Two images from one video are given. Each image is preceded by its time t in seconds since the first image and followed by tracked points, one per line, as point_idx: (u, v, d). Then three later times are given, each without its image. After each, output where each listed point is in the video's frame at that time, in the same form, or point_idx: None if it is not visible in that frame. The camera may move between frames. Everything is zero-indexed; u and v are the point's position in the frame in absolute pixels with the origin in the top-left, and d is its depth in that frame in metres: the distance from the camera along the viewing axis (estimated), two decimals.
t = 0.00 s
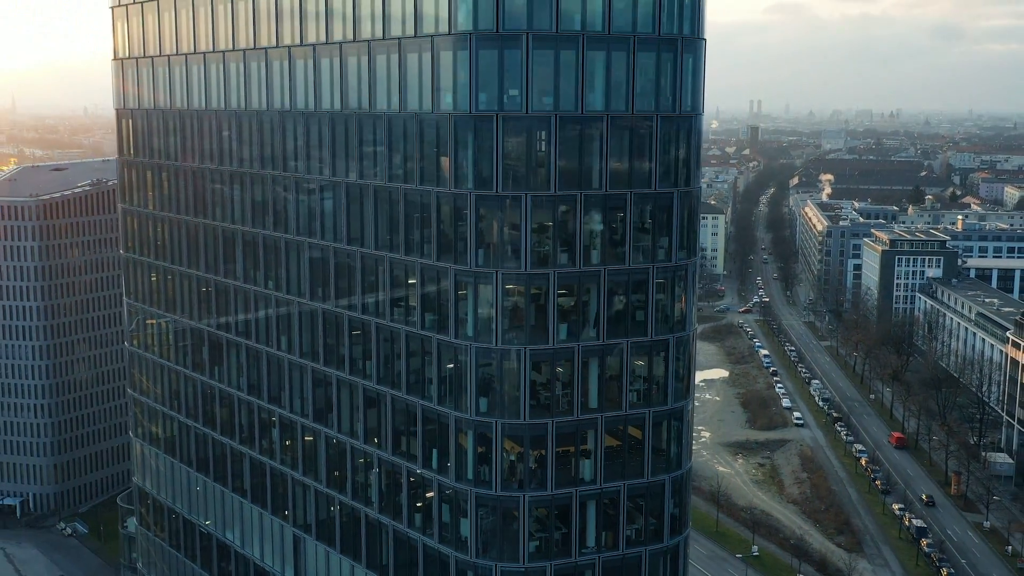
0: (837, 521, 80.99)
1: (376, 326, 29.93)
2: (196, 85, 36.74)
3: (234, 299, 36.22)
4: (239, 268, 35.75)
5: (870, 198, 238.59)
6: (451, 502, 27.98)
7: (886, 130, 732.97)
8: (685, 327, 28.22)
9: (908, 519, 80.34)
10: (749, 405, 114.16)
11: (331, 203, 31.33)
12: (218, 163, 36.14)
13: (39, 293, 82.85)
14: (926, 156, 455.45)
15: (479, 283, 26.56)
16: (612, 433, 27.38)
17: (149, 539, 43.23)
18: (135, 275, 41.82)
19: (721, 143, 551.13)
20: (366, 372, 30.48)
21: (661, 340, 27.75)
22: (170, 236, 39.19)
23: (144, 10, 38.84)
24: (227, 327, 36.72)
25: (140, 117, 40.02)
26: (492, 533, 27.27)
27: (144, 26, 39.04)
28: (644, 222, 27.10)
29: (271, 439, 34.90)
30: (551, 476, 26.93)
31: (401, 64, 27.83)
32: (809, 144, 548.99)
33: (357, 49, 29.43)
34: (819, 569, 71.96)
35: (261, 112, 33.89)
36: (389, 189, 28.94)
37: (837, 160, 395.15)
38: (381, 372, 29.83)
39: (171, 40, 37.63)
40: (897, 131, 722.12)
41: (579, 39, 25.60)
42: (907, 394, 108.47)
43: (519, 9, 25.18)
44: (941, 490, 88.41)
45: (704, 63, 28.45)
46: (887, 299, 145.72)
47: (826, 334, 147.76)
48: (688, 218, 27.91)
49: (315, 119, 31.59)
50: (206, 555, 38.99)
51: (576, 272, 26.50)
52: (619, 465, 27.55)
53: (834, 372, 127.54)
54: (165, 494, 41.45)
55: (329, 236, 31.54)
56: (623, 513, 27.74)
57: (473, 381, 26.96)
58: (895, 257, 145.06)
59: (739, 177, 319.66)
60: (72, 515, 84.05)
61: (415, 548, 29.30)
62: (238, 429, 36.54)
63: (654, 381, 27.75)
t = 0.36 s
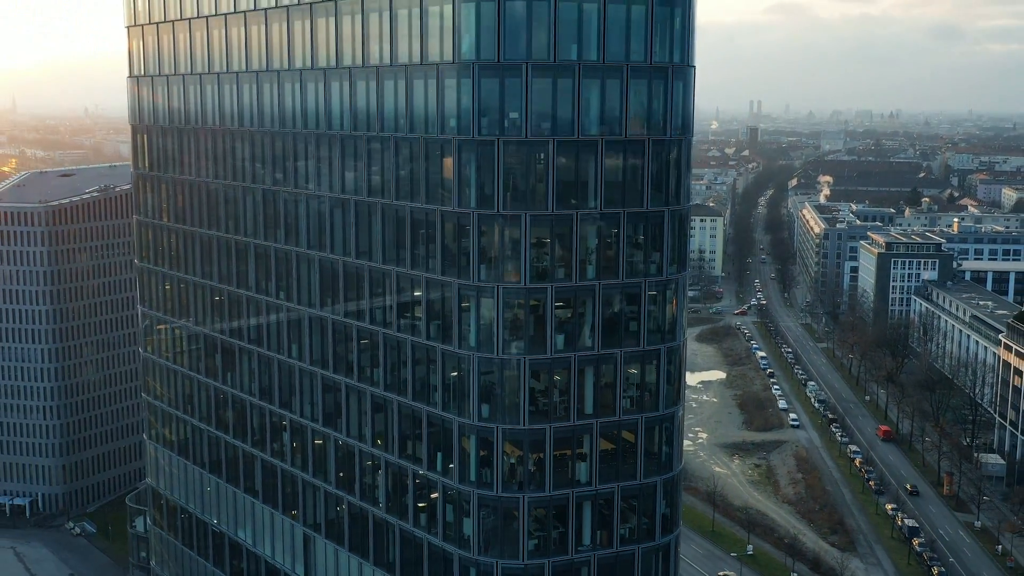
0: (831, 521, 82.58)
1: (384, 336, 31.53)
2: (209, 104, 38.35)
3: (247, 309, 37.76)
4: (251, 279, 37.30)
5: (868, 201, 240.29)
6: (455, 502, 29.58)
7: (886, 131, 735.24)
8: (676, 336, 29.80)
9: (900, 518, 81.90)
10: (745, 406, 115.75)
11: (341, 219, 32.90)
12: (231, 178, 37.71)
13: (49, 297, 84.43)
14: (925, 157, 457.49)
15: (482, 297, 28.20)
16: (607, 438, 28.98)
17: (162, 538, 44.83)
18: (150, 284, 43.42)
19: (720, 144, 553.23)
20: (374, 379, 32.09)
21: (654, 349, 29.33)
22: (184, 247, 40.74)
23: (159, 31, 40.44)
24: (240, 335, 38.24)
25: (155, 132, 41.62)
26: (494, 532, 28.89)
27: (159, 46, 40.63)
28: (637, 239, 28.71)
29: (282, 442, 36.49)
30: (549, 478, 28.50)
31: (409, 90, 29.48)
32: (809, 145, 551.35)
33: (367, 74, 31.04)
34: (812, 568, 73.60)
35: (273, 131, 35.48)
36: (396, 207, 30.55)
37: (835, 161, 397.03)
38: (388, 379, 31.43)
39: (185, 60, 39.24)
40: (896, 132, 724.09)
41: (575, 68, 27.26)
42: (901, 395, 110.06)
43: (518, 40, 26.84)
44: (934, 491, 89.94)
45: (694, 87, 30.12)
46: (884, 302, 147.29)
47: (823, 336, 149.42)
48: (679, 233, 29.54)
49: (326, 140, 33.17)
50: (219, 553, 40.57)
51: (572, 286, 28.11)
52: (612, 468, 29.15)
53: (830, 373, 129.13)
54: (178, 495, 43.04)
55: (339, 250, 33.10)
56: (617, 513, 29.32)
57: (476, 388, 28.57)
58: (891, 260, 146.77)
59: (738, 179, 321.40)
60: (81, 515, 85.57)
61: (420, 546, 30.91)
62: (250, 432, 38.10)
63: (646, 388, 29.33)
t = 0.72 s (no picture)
0: (825, 520, 84.20)
1: (390, 345, 33.16)
2: (221, 121, 39.94)
3: (258, 317, 39.37)
4: (262, 290, 38.91)
5: (866, 203, 241.89)
6: (458, 502, 31.23)
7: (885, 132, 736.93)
8: (667, 346, 31.44)
9: (893, 518, 83.46)
10: (742, 407, 117.39)
11: (349, 233, 34.52)
12: (243, 193, 39.32)
13: (57, 301, 85.98)
14: (924, 158, 459.29)
15: (483, 308, 29.86)
16: (602, 442, 30.60)
17: (174, 537, 46.45)
18: (164, 293, 45.01)
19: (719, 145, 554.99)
20: (380, 386, 33.72)
21: (646, 358, 30.96)
22: (197, 257, 42.36)
23: (173, 50, 42.04)
24: (251, 343, 39.85)
25: (168, 146, 43.22)
26: (495, 531, 30.52)
27: (173, 64, 42.22)
28: (630, 253, 30.34)
29: (292, 445, 38.11)
30: (547, 480, 30.14)
31: (415, 113, 31.12)
32: (807, 146, 553.18)
33: (374, 97, 32.66)
34: (805, 566, 75.21)
35: (283, 148, 37.08)
36: (402, 223, 32.19)
37: (834, 162, 398.82)
38: (395, 386, 33.05)
39: (198, 78, 40.84)
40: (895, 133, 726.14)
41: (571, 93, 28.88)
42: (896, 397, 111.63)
43: (518, 67, 28.48)
44: (927, 491, 91.50)
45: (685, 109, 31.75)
46: (880, 304, 148.97)
47: (819, 338, 151.03)
48: (670, 248, 31.19)
49: (335, 158, 34.77)
50: (230, 551, 42.20)
51: (569, 298, 29.74)
52: (607, 470, 30.77)
53: (826, 375, 130.79)
54: (190, 495, 44.65)
55: (347, 262, 34.71)
56: (612, 513, 30.95)
57: (478, 395, 30.23)
58: (887, 263, 148.68)
59: (737, 180, 323.10)
60: (88, 514, 87.17)
61: (425, 544, 32.55)
62: (261, 436, 39.72)
63: (640, 395, 30.97)
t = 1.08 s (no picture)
0: (819, 520, 85.81)
1: (396, 353, 34.81)
2: (233, 137, 41.60)
3: (268, 326, 40.99)
4: (273, 299, 40.52)
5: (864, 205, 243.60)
6: (461, 502, 32.90)
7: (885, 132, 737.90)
8: (659, 354, 33.08)
9: (886, 518, 85.04)
10: (739, 409, 119.01)
11: (357, 246, 36.13)
12: (254, 205, 40.95)
13: (65, 305, 87.57)
14: (923, 159, 461.27)
15: (485, 319, 31.54)
16: (597, 445, 32.27)
17: (186, 536, 48.08)
18: (177, 301, 46.63)
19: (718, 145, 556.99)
20: (387, 392, 35.37)
21: (639, 365, 32.62)
22: (209, 267, 43.98)
23: (186, 68, 43.69)
24: (262, 349, 41.45)
25: (181, 160, 44.84)
26: (497, 529, 32.18)
27: (186, 81, 43.83)
28: (624, 266, 31.97)
29: (302, 448, 39.73)
30: (545, 481, 31.81)
31: (420, 133, 32.75)
32: (807, 147, 554.73)
33: (382, 117, 34.30)
34: (799, 565, 76.86)
35: (293, 164, 38.71)
36: (408, 238, 33.82)
37: (832, 164, 400.70)
38: (400, 392, 34.72)
39: (210, 96, 42.49)
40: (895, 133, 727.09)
41: (567, 116, 30.55)
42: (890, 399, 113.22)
43: (517, 92, 30.17)
44: (920, 491, 93.09)
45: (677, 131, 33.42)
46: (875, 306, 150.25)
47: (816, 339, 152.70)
48: (662, 261, 32.83)
49: (344, 174, 36.40)
50: (241, 550, 43.83)
51: (566, 309, 31.41)
52: (602, 472, 32.43)
53: (822, 376, 132.41)
54: (202, 495, 46.29)
55: (355, 274, 36.34)
56: (607, 513, 32.61)
57: (480, 401, 31.90)
58: (883, 265, 149.89)
59: (736, 181, 324.82)
60: (96, 514, 88.85)
61: (430, 542, 34.21)
62: (271, 439, 41.35)
63: (633, 400, 32.63)
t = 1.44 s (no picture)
0: (814, 519, 87.47)
1: (402, 360, 36.47)
2: (243, 151, 43.29)
3: (278, 332, 42.63)
4: (283, 307, 42.17)
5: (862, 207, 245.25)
6: (464, 502, 34.60)
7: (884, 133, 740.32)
8: (652, 360, 34.75)
9: (880, 517, 86.67)
10: (736, 409, 120.62)
11: (364, 257, 37.78)
12: (264, 217, 42.60)
13: (74, 308, 89.24)
14: (922, 160, 463.03)
15: (487, 327, 33.26)
16: (593, 447, 33.96)
17: (197, 535, 49.74)
18: (189, 308, 48.28)
19: (717, 146, 558.72)
20: (393, 396, 37.05)
21: (633, 370, 34.30)
22: (221, 275, 45.62)
23: (198, 84, 45.36)
24: (272, 355, 43.09)
25: (193, 172, 46.47)
26: (498, 527, 33.87)
27: (198, 97, 45.46)
28: (619, 277, 33.65)
29: (311, 450, 41.40)
30: (544, 481, 33.50)
31: (426, 152, 34.46)
32: (806, 148, 556.64)
33: (389, 135, 35.98)
34: (794, 563, 78.56)
35: (302, 179, 40.38)
36: (413, 249, 35.50)
37: (830, 165, 402.27)
38: (406, 397, 36.40)
39: (221, 112, 44.17)
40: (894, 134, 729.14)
41: (565, 137, 32.42)
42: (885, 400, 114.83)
43: (516, 115, 32.07)
44: (913, 491, 94.69)
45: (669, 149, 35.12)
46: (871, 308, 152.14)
47: (813, 340, 154.34)
48: (655, 272, 34.51)
49: (352, 189, 38.07)
50: (252, 548, 45.48)
51: (563, 318, 33.09)
52: (598, 473, 34.10)
53: (818, 377, 134.00)
54: (213, 495, 47.97)
55: (363, 284, 37.97)
56: (602, 512, 34.28)
57: (482, 405, 33.57)
58: (879, 267, 151.53)
59: (734, 182, 326.25)
60: (104, 514, 90.45)
61: (434, 540, 35.90)
62: (280, 441, 42.98)
63: (628, 403, 34.29)
